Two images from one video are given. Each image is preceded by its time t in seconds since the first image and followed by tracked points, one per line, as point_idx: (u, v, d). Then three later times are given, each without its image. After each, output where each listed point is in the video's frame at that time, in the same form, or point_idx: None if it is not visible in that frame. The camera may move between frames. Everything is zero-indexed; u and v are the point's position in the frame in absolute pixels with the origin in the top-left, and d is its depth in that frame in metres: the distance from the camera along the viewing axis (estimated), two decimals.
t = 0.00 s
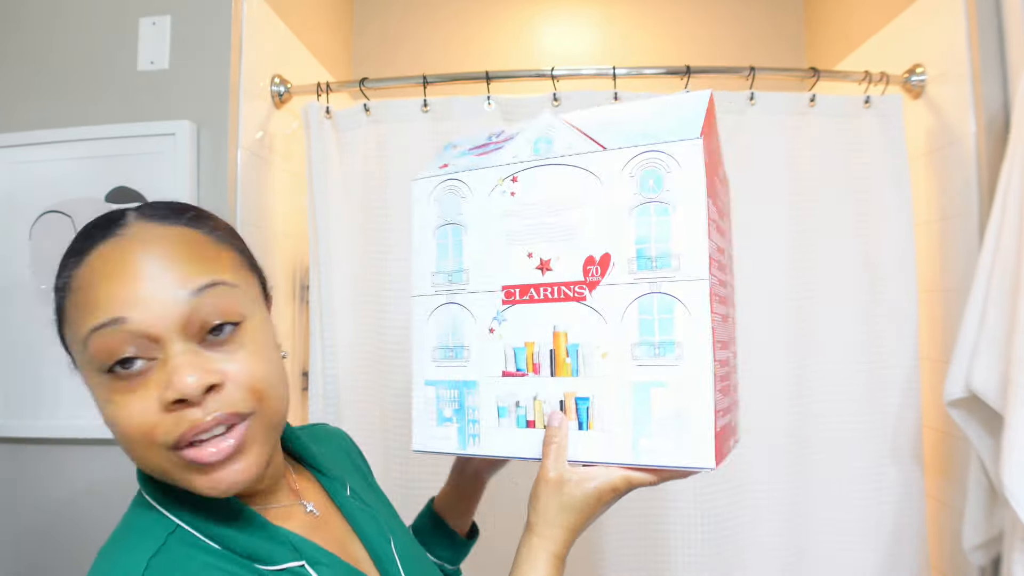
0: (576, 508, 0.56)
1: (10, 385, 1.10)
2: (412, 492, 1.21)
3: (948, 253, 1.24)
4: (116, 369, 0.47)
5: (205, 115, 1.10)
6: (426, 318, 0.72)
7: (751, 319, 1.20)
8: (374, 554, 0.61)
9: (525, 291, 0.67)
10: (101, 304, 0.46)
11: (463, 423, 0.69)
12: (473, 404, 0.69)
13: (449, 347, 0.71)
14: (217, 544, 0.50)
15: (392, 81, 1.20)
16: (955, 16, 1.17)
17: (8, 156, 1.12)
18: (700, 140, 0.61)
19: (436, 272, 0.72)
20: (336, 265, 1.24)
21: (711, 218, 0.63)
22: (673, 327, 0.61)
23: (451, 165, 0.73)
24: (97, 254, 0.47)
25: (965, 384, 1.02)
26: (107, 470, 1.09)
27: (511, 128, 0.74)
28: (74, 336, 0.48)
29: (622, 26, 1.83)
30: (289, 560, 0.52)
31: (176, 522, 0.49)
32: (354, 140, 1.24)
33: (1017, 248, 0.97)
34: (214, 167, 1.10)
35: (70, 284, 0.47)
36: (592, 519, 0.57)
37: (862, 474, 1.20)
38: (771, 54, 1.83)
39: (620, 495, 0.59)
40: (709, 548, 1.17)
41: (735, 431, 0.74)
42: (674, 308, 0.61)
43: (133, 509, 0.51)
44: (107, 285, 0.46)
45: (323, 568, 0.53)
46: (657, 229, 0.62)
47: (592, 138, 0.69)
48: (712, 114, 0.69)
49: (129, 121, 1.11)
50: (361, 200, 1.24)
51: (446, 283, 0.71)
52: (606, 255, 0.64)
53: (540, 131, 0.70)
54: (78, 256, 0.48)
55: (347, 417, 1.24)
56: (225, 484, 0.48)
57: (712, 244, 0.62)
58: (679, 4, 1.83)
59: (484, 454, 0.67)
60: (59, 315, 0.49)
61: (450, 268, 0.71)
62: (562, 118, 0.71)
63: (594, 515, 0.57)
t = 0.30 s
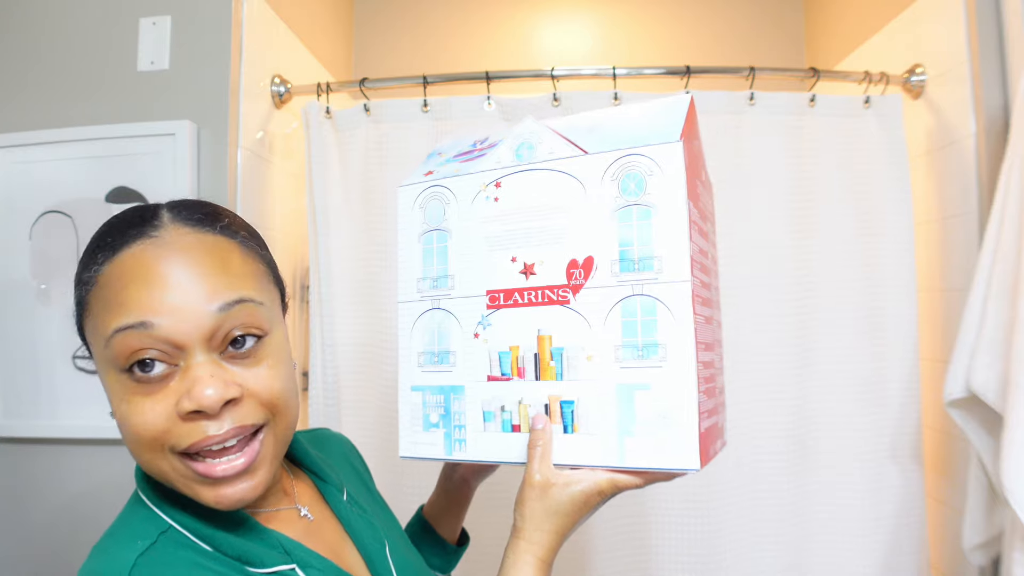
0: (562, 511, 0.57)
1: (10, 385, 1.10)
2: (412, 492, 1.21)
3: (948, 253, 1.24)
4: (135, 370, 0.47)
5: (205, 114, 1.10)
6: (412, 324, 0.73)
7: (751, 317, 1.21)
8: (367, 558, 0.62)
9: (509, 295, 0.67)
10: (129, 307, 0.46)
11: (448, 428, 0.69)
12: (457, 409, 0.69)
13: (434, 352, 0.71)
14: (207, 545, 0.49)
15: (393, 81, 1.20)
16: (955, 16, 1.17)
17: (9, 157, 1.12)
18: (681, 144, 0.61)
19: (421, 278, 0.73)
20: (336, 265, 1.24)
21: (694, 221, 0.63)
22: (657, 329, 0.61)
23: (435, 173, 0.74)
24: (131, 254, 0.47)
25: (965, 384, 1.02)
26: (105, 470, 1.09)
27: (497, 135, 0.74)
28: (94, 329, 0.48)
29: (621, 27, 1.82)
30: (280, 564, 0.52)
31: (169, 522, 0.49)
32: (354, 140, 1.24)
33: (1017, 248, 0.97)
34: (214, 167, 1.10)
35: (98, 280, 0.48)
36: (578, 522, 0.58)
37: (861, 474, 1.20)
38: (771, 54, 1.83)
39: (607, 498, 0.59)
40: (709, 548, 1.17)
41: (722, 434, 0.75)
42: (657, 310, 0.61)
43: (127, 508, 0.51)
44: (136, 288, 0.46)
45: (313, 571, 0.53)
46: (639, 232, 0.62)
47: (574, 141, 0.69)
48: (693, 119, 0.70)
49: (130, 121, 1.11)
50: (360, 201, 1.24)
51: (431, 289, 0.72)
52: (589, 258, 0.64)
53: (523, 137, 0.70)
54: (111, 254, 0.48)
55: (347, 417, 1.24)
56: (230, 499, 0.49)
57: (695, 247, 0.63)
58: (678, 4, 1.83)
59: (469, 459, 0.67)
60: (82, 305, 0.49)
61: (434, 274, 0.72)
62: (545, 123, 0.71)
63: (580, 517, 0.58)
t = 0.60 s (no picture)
0: (560, 517, 0.58)
1: (10, 385, 1.10)
2: (412, 493, 1.21)
3: (948, 253, 1.24)
4: (149, 355, 0.48)
5: (205, 114, 1.10)
6: (411, 329, 0.73)
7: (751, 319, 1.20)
8: (363, 561, 0.61)
9: (508, 299, 0.67)
10: (146, 294, 0.47)
11: (446, 433, 0.69)
12: (456, 414, 0.69)
13: (433, 356, 0.71)
14: (202, 540, 0.49)
15: (393, 81, 1.20)
16: (955, 16, 1.17)
17: (9, 157, 1.12)
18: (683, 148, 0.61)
19: (421, 282, 0.72)
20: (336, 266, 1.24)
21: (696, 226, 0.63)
22: (657, 335, 0.61)
23: (436, 175, 0.74)
24: (148, 244, 0.48)
25: (965, 384, 1.02)
26: (105, 470, 1.09)
27: (497, 137, 0.74)
28: (108, 317, 0.49)
29: (620, 27, 1.82)
30: (274, 560, 0.52)
31: (167, 515, 0.49)
32: (354, 140, 1.24)
33: (1017, 248, 0.97)
34: (215, 167, 1.10)
35: (115, 270, 0.49)
36: (576, 528, 0.59)
37: (861, 474, 1.20)
38: (770, 54, 1.83)
39: (605, 505, 0.60)
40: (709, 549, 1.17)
41: (723, 439, 0.74)
42: (658, 316, 0.61)
43: (128, 500, 0.51)
44: (153, 276, 0.47)
45: (306, 570, 0.53)
46: (640, 237, 0.62)
47: (575, 145, 0.69)
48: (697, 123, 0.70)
49: (129, 121, 1.11)
50: (360, 201, 1.24)
51: (431, 292, 0.71)
52: (589, 263, 0.64)
53: (524, 140, 0.70)
54: (127, 244, 0.49)
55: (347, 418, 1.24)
56: (240, 479, 0.49)
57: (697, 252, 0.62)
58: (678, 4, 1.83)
59: (468, 464, 0.67)
60: (97, 295, 0.50)
61: (434, 277, 0.71)
62: (546, 125, 0.70)
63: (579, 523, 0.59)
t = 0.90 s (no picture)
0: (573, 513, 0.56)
1: (10, 385, 1.10)
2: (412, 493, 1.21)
3: (948, 252, 1.24)
4: (181, 338, 0.51)
5: (205, 114, 1.10)
6: (430, 327, 0.74)
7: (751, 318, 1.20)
8: (383, 550, 0.62)
9: (519, 295, 0.68)
10: (181, 283, 0.50)
11: (463, 427, 0.70)
12: (472, 408, 0.70)
13: (450, 353, 0.72)
14: (225, 512, 0.52)
15: (392, 81, 1.20)
16: (955, 16, 1.17)
17: (8, 157, 1.11)
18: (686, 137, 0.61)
19: (439, 280, 0.74)
20: (337, 263, 1.24)
21: (703, 215, 0.63)
22: (663, 325, 0.61)
23: (453, 177, 0.75)
24: (185, 238, 0.52)
25: (965, 384, 1.02)
26: (106, 470, 1.09)
27: (510, 138, 0.75)
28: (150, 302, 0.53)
29: (621, 27, 1.82)
30: (289, 538, 0.53)
31: (196, 488, 0.52)
32: (355, 140, 1.24)
33: (1018, 248, 0.97)
34: (214, 167, 1.10)
35: (157, 260, 0.52)
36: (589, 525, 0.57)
37: (861, 474, 1.20)
38: (770, 54, 1.83)
39: (616, 498, 0.58)
40: (709, 549, 1.17)
41: (744, 435, 0.72)
42: (664, 306, 0.61)
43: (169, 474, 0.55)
44: (186, 267, 0.50)
45: (319, 550, 0.54)
46: (645, 227, 0.62)
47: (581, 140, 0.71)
48: (705, 113, 0.69)
49: (129, 121, 1.11)
50: (361, 201, 1.24)
51: (447, 290, 0.73)
52: (595, 255, 0.64)
53: (534, 139, 0.71)
54: (169, 238, 0.53)
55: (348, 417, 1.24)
56: (255, 459, 0.51)
57: (704, 241, 0.62)
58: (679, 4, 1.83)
59: (483, 458, 0.68)
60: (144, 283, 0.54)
61: (450, 276, 0.73)
62: (557, 124, 0.71)
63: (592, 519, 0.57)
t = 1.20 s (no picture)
0: (592, 485, 0.59)
1: (9, 385, 1.10)
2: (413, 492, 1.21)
3: (948, 253, 1.24)
4: (234, 331, 0.55)
5: (205, 114, 1.10)
6: (463, 316, 0.74)
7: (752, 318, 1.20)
8: (418, 522, 0.64)
9: (544, 287, 0.68)
10: (233, 282, 0.54)
11: (493, 409, 0.71)
12: (501, 392, 0.71)
13: (481, 340, 0.73)
14: (276, 485, 0.56)
15: (392, 81, 1.20)
16: (955, 16, 1.17)
17: (8, 156, 1.11)
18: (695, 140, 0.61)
19: (470, 275, 0.74)
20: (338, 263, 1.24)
21: (710, 211, 0.63)
22: (672, 314, 0.62)
23: (484, 180, 0.75)
24: (236, 241, 0.56)
25: (965, 383, 1.02)
26: (107, 470, 1.09)
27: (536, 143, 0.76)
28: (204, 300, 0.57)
29: (622, 27, 1.82)
30: (333, 507, 0.56)
31: (247, 465, 0.56)
32: (354, 140, 1.23)
33: (1017, 249, 0.97)
34: (213, 167, 1.09)
35: (209, 262, 0.56)
36: (607, 497, 0.61)
37: (862, 474, 1.20)
38: (771, 54, 1.83)
39: (632, 473, 0.61)
40: (711, 549, 1.16)
41: (755, 424, 0.73)
42: (675, 295, 0.61)
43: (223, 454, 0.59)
44: (239, 267, 0.54)
45: (360, 518, 0.57)
46: (657, 224, 0.63)
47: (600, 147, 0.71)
48: (714, 119, 0.70)
49: (128, 121, 1.11)
50: (361, 201, 1.24)
51: (478, 284, 0.73)
52: (613, 250, 0.64)
53: (556, 145, 0.72)
54: (220, 241, 0.57)
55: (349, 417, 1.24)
56: (302, 440, 0.54)
57: (712, 235, 0.63)
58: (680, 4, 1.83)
59: (512, 437, 0.69)
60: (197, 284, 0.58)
61: (480, 271, 0.73)
62: (577, 131, 0.72)
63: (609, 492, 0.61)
